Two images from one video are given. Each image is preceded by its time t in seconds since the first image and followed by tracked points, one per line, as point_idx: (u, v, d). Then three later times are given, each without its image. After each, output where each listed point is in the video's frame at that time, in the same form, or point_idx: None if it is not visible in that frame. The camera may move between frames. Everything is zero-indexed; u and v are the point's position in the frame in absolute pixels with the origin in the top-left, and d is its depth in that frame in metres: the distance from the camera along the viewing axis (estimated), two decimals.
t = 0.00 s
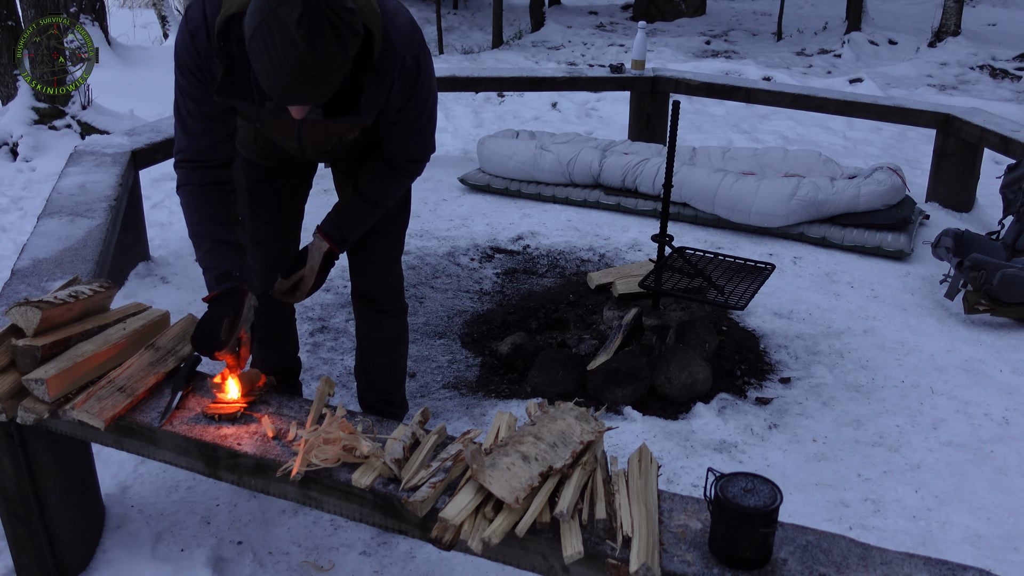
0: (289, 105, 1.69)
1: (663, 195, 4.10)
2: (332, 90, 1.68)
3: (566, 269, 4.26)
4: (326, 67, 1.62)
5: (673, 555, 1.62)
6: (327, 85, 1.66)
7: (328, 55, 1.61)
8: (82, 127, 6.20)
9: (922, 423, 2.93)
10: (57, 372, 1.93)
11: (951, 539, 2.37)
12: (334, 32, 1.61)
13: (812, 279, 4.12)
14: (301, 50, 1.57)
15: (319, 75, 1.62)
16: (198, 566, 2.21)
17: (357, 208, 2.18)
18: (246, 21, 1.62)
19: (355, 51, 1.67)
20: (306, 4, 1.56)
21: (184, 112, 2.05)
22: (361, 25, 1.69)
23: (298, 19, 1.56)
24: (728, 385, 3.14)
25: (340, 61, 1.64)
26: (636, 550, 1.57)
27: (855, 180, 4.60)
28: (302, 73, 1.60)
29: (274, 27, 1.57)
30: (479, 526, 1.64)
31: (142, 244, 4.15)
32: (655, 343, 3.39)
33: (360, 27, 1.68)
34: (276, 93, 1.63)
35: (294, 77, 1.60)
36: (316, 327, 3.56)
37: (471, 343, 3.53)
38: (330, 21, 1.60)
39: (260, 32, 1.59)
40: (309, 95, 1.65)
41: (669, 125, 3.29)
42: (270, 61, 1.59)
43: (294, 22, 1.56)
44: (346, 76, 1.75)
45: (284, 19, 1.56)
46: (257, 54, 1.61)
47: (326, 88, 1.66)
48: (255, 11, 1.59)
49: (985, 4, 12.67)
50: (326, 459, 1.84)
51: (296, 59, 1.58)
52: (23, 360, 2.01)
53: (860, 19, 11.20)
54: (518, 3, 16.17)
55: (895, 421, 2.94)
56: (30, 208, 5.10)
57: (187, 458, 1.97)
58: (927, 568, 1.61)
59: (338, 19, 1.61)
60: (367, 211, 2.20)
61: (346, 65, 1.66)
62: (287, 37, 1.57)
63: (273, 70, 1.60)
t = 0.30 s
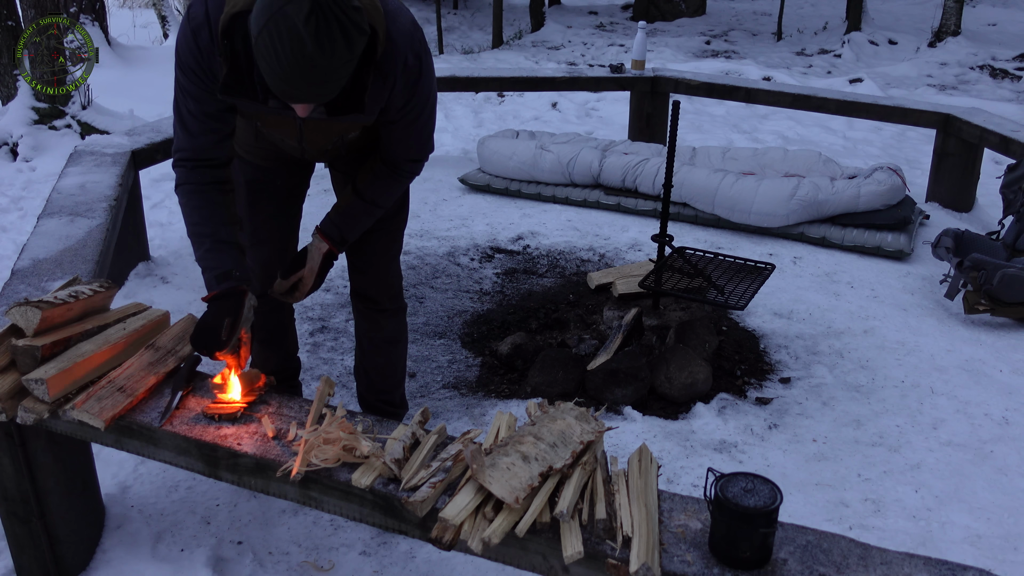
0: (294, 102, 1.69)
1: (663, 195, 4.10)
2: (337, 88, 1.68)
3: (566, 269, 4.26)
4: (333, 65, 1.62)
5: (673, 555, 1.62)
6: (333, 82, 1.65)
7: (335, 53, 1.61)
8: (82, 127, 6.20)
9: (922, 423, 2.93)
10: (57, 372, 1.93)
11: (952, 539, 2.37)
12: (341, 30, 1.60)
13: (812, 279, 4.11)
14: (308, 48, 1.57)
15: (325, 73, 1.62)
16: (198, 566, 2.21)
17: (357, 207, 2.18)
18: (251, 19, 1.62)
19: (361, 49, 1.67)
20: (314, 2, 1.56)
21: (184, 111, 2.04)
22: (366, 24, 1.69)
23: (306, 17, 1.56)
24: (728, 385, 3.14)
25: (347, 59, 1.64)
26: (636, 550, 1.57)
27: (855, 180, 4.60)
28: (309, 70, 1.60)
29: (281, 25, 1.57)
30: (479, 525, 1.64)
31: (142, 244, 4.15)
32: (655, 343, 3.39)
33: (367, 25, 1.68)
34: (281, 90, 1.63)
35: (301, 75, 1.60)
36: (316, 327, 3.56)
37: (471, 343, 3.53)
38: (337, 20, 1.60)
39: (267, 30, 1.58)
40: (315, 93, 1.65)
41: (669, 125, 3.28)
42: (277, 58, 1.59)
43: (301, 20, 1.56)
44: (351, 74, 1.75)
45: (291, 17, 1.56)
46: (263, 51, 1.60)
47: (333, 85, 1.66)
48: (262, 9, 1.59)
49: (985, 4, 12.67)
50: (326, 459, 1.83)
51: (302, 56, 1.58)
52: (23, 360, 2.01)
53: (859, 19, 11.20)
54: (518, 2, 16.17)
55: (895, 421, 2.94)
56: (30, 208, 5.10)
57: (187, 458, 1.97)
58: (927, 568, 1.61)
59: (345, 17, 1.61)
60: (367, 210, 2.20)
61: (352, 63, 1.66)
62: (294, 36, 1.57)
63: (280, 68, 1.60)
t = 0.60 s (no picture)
0: (293, 103, 1.69)
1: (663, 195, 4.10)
2: (337, 88, 1.68)
3: (566, 269, 4.26)
4: (332, 65, 1.62)
5: (673, 555, 1.62)
6: (333, 82, 1.65)
7: (334, 53, 1.61)
8: (82, 127, 6.20)
9: (922, 423, 2.93)
10: (57, 372, 1.93)
11: (952, 539, 2.36)
12: (340, 30, 1.60)
13: (812, 279, 4.12)
14: (307, 48, 1.57)
15: (325, 73, 1.62)
16: (198, 566, 2.21)
17: (357, 207, 2.18)
18: (251, 19, 1.62)
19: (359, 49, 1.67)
20: (313, 3, 1.56)
21: (184, 110, 2.04)
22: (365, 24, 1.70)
23: (305, 17, 1.56)
24: (728, 385, 3.14)
25: (346, 59, 1.64)
26: (636, 550, 1.57)
27: (855, 180, 4.60)
28: (308, 70, 1.60)
29: (280, 25, 1.57)
30: (479, 526, 1.64)
31: (142, 244, 4.15)
32: (655, 343, 3.39)
33: (366, 25, 1.67)
34: (280, 90, 1.63)
35: (300, 75, 1.60)
36: (316, 327, 3.56)
37: (471, 343, 3.53)
38: (336, 20, 1.60)
39: (266, 30, 1.58)
40: (315, 93, 1.65)
41: (669, 125, 3.28)
42: (276, 59, 1.60)
43: (300, 20, 1.56)
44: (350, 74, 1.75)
45: (289, 17, 1.56)
46: (262, 51, 1.60)
47: (332, 86, 1.66)
48: (261, 9, 1.59)
49: (985, 4, 12.67)
50: (326, 459, 1.83)
51: (302, 56, 1.58)
52: (23, 361, 2.01)
53: (859, 19, 11.20)
54: (518, 2, 16.17)
55: (895, 421, 2.94)
56: (30, 208, 5.10)
57: (187, 458, 1.97)
58: (927, 568, 1.61)
59: (344, 17, 1.60)
60: (367, 211, 2.20)
61: (351, 63, 1.66)
62: (293, 36, 1.57)
63: (279, 68, 1.60)
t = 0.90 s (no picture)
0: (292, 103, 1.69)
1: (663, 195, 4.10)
2: (336, 87, 1.68)
3: (566, 269, 4.26)
4: (331, 65, 1.62)
5: (673, 555, 1.62)
6: (331, 83, 1.66)
7: (332, 53, 1.61)
8: (82, 127, 6.20)
9: (922, 423, 2.93)
10: (57, 372, 1.93)
11: (951, 539, 2.37)
12: (338, 31, 1.60)
13: (812, 279, 4.11)
14: (305, 49, 1.57)
15: (323, 74, 1.63)
16: (198, 566, 2.21)
17: (357, 208, 2.18)
18: (249, 20, 1.62)
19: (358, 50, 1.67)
20: (311, 3, 1.56)
21: (183, 110, 2.05)
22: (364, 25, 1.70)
23: (303, 17, 1.56)
24: (728, 385, 3.14)
25: (345, 59, 1.64)
26: (636, 550, 1.57)
27: (855, 180, 4.59)
28: (306, 70, 1.60)
29: (278, 26, 1.57)
30: (479, 526, 1.64)
31: (142, 244, 4.15)
32: (655, 343, 3.39)
33: (364, 26, 1.67)
34: (279, 90, 1.63)
35: (299, 75, 1.60)
36: (316, 327, 3.56)
37: (471, 343, 3.53)
38: (334, 20, 1.59)
39: (264, 30, 1.59)
40: (314, 93, 1.65)
41: (669, 125, 3.28)
42: (275, 59, 1.60)
43: (299, 21, 1.56)
44: (349, 74, 1.75)
45: (287, 17, 1.56)
46: (260, 50, 1.61)
47: (330, 86, 1.66)
48: (260, 9, 1.59)
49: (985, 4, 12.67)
50: (326, 459, 1.83)
51: (300, 57, 1.58)
52: (23, 360, 2.01)
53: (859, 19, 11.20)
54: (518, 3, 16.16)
55: (895, 421, 2.94)
56: (30, 208, 5.10)
57: (187, 458, 1.97)
58: (927, 568, 1.61)
59: (342, 17, 1.60)
60: (366, 211, 2.20)
61: (350, 64, 1.66)
62: (291, 36, 1.57)
63: (278, 68, 1.60)
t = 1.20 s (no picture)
0: (290, 103, 1.69)
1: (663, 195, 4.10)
2: (333, 86, 1.68)
3: (566, 269, 4.27)
4: (326, 65, 1.62)
5: (673, 555, 1.62)
6: (328, 83, 1.65)
7: (328, 52, 1.61)
8: (82, 127, 6.20)
9: (922, 423, 2.93)
10: (57, 372, 1.93)
11: (951, 539, 2.36)
12: (334, 30, 1.60)
13: (812, 279, 4.12)
14: (301, 48, 1.57)
15: (319, 73, 1.62)
16: (198, 566, 2.21)
17: (357, 207, 2.18)
18: (246, 20, 1.62)
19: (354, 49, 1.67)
20: (306, 2, 1.56)
21: (183, 110, 2.05)
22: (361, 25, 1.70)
23: (299, 17, 1.56)
24: (728, 385, 3.14)
25: (341, 59, 1.64)
26: (636, 550, 1.57)
27: (855, 179, 4.60)
28: (302, 70, 1.60)
29: (274, 26, 1.57)
30: (479, 525, 1.64)
31: (142, 244, 4.15)
32: (655, 343, 3.39)
33: (361, 25, 1.67)
34: (276, 90, 1.63)
35: (294, 75, 1.60)
36: (316, 327, 3.56)
37: (471, 343, 3.53)
38: (330, 19, 1.59)
39: (260, 30, 1.59)
40: (310, 93, 1.65)
41: (669, 125, 3.28)
42: (271, 58, 1.59)
43: (294, 20, 1.56)
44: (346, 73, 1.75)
45: (283, 17, 1.56)
46: (257, 50, 1.61)
47: (327, 86, 1.66)
48: (256, 9, 1.59)
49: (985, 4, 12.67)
50: (326, 459, 1.83)
51: (295, 56, 1.58)
52: (23, 361, 2.01)
53: (859, 19, 11.20)
54: (518, 2, 16.15)
55: (895, 421, 2.94)
56: (30, 208, 5.10)
57: (187, 458, 1.97)
58: (927, 568, 1.61)
59: (338, 16, 1.60)
60: (366, 211, 2.19)
61: (346, 63, 1.66)
62: (287, 36, 1.57)
63: (275, 67, 1.60)
